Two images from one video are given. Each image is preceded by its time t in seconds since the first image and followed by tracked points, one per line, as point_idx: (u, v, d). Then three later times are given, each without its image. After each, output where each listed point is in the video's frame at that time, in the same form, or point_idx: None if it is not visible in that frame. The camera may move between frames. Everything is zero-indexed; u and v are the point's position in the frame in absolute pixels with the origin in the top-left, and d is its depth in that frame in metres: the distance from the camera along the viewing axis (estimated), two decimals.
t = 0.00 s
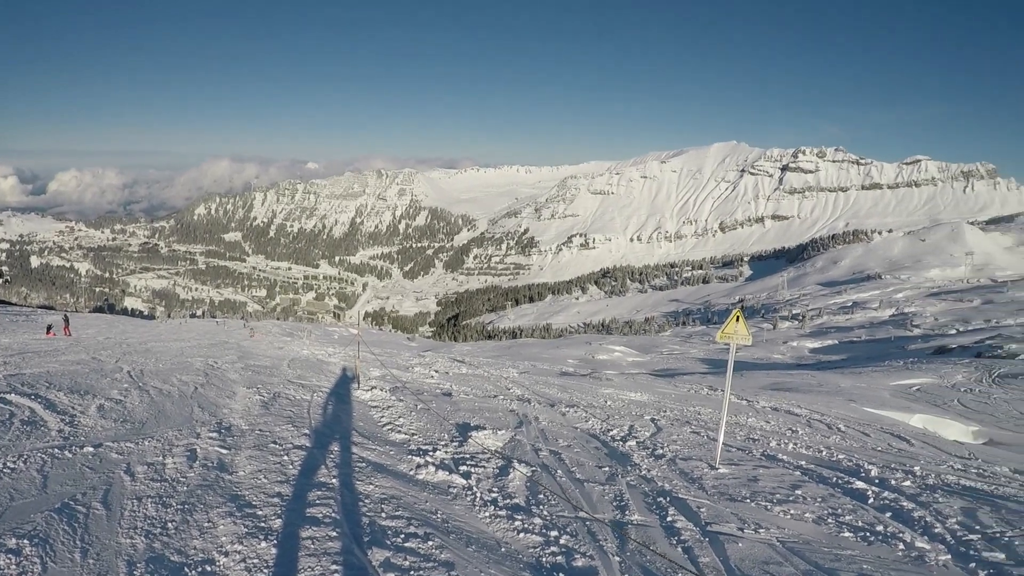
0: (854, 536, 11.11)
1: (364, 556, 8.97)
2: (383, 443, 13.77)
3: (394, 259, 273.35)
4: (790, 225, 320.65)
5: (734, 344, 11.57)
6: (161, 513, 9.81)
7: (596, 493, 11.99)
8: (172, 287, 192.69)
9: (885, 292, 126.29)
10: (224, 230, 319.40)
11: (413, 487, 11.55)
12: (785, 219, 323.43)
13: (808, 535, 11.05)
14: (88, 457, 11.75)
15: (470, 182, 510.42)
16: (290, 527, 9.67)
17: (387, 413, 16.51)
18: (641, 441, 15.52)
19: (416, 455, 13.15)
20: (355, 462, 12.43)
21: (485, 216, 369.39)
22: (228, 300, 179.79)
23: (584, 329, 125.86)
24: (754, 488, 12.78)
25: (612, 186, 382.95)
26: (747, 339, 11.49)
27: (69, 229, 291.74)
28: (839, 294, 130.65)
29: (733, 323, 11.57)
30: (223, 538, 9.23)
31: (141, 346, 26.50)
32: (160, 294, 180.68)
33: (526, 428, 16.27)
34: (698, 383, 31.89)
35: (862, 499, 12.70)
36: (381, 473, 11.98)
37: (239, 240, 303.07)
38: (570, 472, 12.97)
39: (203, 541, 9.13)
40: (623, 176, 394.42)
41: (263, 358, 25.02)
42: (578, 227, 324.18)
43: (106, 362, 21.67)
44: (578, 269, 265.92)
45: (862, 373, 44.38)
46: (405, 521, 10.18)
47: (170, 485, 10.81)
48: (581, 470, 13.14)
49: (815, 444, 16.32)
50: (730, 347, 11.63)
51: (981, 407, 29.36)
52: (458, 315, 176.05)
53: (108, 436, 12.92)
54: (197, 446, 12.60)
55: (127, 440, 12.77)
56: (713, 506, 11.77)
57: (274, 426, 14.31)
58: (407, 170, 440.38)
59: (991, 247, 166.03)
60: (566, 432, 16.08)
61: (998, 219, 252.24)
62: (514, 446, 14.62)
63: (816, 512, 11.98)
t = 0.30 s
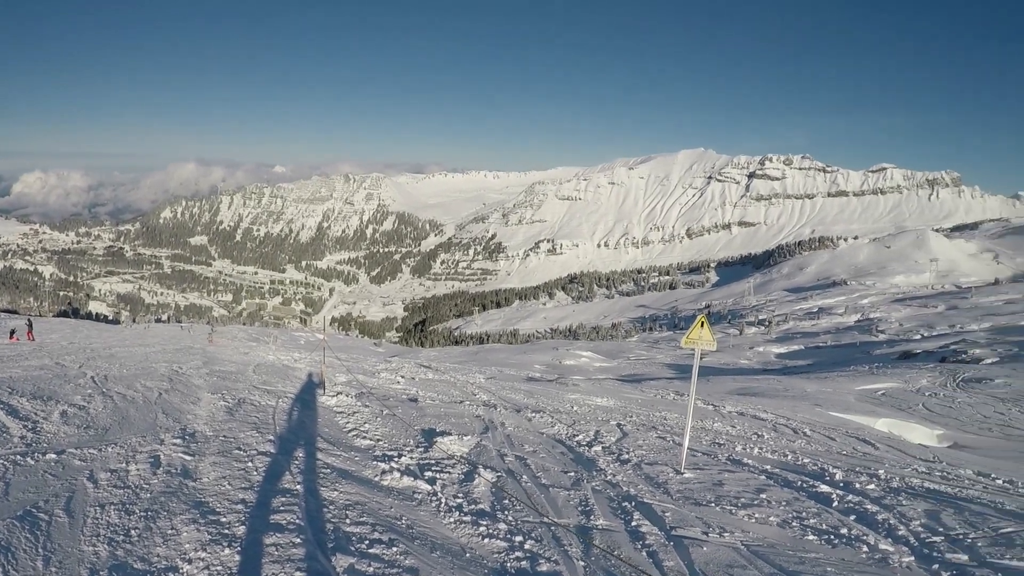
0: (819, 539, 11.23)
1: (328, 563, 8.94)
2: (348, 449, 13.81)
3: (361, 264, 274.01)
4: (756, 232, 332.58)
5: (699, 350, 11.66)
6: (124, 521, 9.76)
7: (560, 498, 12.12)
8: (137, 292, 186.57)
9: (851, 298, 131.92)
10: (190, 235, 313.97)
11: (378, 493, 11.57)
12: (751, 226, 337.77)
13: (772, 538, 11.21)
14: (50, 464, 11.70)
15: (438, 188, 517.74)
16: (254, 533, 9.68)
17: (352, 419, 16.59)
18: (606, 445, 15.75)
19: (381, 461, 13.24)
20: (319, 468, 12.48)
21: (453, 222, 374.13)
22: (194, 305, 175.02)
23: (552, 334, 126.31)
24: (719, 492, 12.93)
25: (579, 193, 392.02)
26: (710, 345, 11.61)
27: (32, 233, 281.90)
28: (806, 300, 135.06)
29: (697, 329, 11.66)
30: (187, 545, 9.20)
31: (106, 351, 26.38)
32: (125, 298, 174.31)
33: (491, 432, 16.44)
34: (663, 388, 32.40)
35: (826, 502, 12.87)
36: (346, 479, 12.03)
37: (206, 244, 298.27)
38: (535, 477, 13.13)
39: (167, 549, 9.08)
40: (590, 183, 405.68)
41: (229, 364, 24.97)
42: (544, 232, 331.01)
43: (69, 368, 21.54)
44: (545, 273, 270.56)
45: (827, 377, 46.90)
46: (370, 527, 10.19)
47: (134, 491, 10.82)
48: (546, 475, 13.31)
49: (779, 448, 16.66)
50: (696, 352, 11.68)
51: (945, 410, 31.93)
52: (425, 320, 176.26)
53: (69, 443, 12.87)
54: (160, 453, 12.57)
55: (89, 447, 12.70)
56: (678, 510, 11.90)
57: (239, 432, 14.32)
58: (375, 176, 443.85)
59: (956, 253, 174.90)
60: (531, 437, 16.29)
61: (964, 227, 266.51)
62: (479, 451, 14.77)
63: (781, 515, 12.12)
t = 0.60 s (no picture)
0: (782, 539, 11.41)
1: (290, 566, 8.95)
2: (312, 452, 13.85)
3: (327, 266, 272.50)
4: (722, 235, 340.54)
5: (663, 352, 11.78)
6: (86, 525, 9.72)
7: (526, 500, 12.25)
8: (100, 293, 178.70)
9: (815, 300, 136.88)
10: (154, 236, 305.08)
11: (342, 496, 11.62)
12: (718, 229, 344.91)
13: (736, 537, 11.36)
14: (10, 470, 11.60)
15: (406, 188, 519.78)
16: (217, 538, 9.65)
17: (317, 422, 16.66)
18: (572, 447, 15.92)
19: (346, 463, 13.28)
20: (283, 471, 12.49)
21: (421, 224, 376.42)
22: (158, 307, 168.35)
23: (521, 336, 129.47)
24: (683, 493, 13.12)
25: (546, 194, 399.34)
26: (675, 347, 11.74)
27: None
28: (772, 303, 138.25)
29: (662, 330, 11.76)
30: (148, 551, 9.13)
31: (69, 354, 26.23)
32: (88, 300, 166.78)
33: (456, 435, 16.64)
34: (630, 391, 33.18)
35: (790, 502, 13.10)
36: (310, 482, 12.08)
37: (170, 245, 290.53)
38: (500, 479, 13.28)
39: (129, 553, 9.03)
40: (557, 185, 414.73)
41: (194, 367, 24.94)
42: (511, 233, 336.20)
43: (31, 371, 21.44)
44: (512, 275, 273.66)
45: (791, 380, 49.56)
46: (333, 529, 10.21)
47: (96, 496, 10.79)
48: (511, 476, 13.46)
49: (745, 449, 16.96)
50: (659, 354, 11.79)
51: (909, 412, 34.76)
52: (391, 322, 176.81)
53: (31, 448, 12.79)
54: (123, 457, 12.54)
55: (50, 452, 12.65)
56: (642, 510, 12.06)
57: (203, 435, 14.30)
58: (341, 176, 443.24)
59: (920, 258, 181.54)
60: (496, 439, 16.55)
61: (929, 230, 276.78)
62: (444, 453, 14.94)
63: (745, 515, 12.29)
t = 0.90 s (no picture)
0: (743, 536, 11.55)
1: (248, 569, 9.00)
2: (272, 455, 13.90)
3: (289, 267, 270.66)
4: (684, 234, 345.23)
5: (622, 352, 11.90)
6: (42, 533, 9.68)
7: (488, 500, 12.38)
8: (58, 295, 171.84)
9: (777, 300, 139.21)
10: (114, 236, 294.32)
11: (302, 499, 11.66)
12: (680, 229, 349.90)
13: (696, 536, 11.48)
14: None
15: (368, 188, 517.91)
16: (175, 542, 9.65)
17: (277, 424, 16.69)
18: (534, 447, 16.08)
19: (306, 467, 13.35)
20: (243, 474, 12.54)
21: (384, 225, 377.02)
22: (119, 309, 163.35)
23: (482, 336, 131.58)
24: (644, 492, 13.33)
25: (509, 195, 403.01)
26: (634, 346, 11.88)
27: None
28: (734, 301, 140.36)
29: (621, 331, 11.89)
30: (106, 557, 9.08)
31: (27, 359, 26.04)
32: (48, 303, 160.44)
33: (417, 436, 16.80)
34: (593, 390, 33.58)
35: (751, 500, 13.33)
36: (270, 486, 12.10)
37: (130, 245, 281.39)
38: (461, 479, 13.43)
39: (86, 559, 8.97)
40: (519, 185, 417.65)
41: (153, 369, 24.86)
42: (473, 234, 338.59)
43: None
44: (475, 276, 276.55)
45: (753, 378, 51.08)
46: (292, 533, 10.24)
47: (52, 503, 10.78)
48: (472, 477, 13.62)
49: (707, 447, 17.24)
50: (619, 354, 11.91)
51: (871, 409, 36.38)
52: (354, 323, 176.83)
53: None
54: (81, 463, 12.51)
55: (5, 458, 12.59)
56: (603, 509, 12.20)
57: (161, 440, 14.28)
58: (302, 177, 441.20)
59: (881, 257, 185.44)
60: (458, 439, 16.73)
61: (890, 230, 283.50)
62: (405, 454, 15.09)
63: (705, 513, 12.45)
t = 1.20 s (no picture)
0: (701, 534, 11.74)
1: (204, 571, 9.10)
2: (230, 458, 13.98)
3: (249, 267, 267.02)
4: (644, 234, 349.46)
5: (580, 351, 12.03)
6: None
7: (448, 501, 12.53)
8: (14, 298, 165.54)
9: (736, 299, 140.16)
10: (72, 237, 280.52)
11: (260, 502, 11.76)
12: (640, 229, 353.55)
13: (656, 533, 11.66)
14: None
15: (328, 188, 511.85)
16: (132, 547, 9.65)
17: (236, 427, 16.76)
18: (494, 448, 16.23)
19: (264, 469, 13.43)
20: (200, 478, 12.61)
21: (343, 226, 374.94)
22: (77, 312, 158.47)
23: (442, 337, 132.49)
24: (603, 490, 13.61)
25: (469, 194, 401.96)
26: (591, 345, 12.01)
27: None
28: (694, 301, 141.60)
29: (579, 330, 12.00)
30: (62, 561, 9.07)
31: None
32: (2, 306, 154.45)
33: (377, 437, 16.98)
34: (553, 390, 33.82)
35: (710, 497, 13.57)
36: (227, 488, 12.20)
37: (87, 246, 271.16)
38: (420, 481, 13.60)
39: (42, 564, 8.98)
40: (479, 185, 416.34)
41: (110, 373, 24.84)
42: (433, 234, 338.71)
43: None
44: (435, 276, 278.25)
45: (713, 375, 51.77)
46: (249, 536, 10.31)
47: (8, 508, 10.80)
48: (430, 477, 13.82)
49: (667, 446, 17.50)
50: (577, 354, 12.04)
51: (830, 405, 37.15)
52: (313, 325, 175.88)
53: None
54: (36, 467, 12.50)
55: None
56: (562, 508, 12.38)
57: (119, 443, 14.29)
58: (260, 176, 434.43)
59: (840, 256, 187.17)
60: (418, 441, 16.92)
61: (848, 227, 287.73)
62: (364, 456, 15.22)
63: (665, 511, 12.66)
